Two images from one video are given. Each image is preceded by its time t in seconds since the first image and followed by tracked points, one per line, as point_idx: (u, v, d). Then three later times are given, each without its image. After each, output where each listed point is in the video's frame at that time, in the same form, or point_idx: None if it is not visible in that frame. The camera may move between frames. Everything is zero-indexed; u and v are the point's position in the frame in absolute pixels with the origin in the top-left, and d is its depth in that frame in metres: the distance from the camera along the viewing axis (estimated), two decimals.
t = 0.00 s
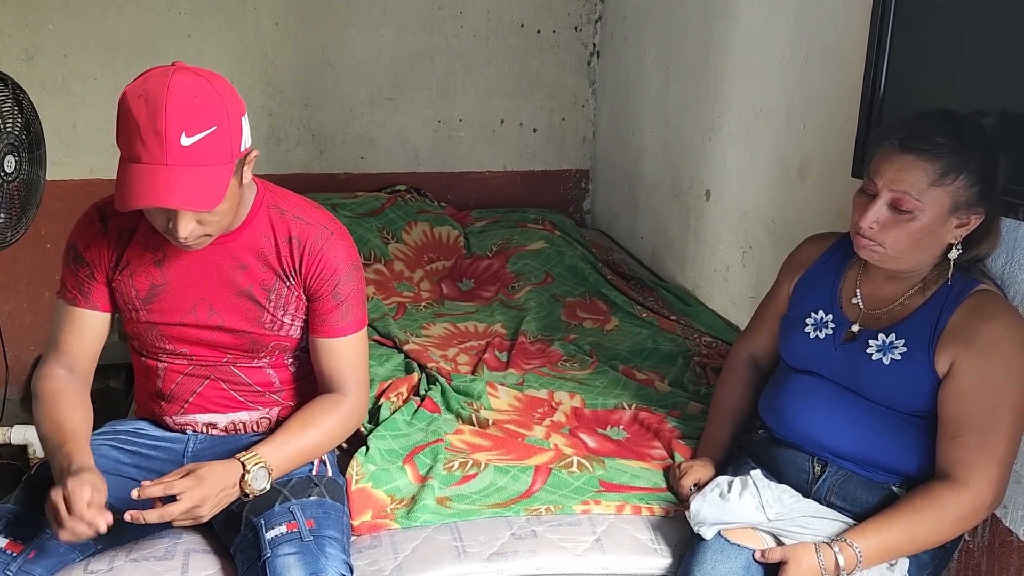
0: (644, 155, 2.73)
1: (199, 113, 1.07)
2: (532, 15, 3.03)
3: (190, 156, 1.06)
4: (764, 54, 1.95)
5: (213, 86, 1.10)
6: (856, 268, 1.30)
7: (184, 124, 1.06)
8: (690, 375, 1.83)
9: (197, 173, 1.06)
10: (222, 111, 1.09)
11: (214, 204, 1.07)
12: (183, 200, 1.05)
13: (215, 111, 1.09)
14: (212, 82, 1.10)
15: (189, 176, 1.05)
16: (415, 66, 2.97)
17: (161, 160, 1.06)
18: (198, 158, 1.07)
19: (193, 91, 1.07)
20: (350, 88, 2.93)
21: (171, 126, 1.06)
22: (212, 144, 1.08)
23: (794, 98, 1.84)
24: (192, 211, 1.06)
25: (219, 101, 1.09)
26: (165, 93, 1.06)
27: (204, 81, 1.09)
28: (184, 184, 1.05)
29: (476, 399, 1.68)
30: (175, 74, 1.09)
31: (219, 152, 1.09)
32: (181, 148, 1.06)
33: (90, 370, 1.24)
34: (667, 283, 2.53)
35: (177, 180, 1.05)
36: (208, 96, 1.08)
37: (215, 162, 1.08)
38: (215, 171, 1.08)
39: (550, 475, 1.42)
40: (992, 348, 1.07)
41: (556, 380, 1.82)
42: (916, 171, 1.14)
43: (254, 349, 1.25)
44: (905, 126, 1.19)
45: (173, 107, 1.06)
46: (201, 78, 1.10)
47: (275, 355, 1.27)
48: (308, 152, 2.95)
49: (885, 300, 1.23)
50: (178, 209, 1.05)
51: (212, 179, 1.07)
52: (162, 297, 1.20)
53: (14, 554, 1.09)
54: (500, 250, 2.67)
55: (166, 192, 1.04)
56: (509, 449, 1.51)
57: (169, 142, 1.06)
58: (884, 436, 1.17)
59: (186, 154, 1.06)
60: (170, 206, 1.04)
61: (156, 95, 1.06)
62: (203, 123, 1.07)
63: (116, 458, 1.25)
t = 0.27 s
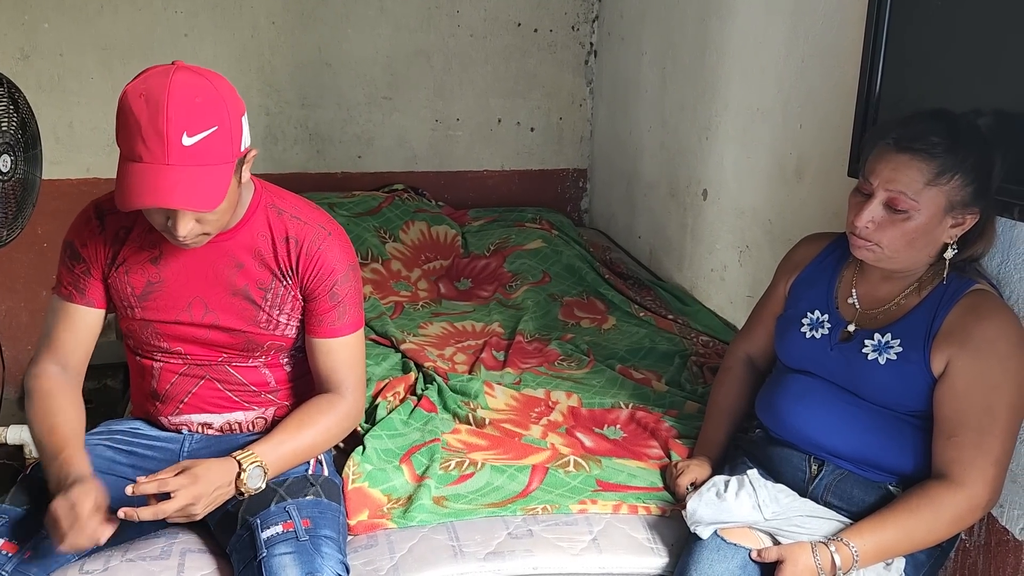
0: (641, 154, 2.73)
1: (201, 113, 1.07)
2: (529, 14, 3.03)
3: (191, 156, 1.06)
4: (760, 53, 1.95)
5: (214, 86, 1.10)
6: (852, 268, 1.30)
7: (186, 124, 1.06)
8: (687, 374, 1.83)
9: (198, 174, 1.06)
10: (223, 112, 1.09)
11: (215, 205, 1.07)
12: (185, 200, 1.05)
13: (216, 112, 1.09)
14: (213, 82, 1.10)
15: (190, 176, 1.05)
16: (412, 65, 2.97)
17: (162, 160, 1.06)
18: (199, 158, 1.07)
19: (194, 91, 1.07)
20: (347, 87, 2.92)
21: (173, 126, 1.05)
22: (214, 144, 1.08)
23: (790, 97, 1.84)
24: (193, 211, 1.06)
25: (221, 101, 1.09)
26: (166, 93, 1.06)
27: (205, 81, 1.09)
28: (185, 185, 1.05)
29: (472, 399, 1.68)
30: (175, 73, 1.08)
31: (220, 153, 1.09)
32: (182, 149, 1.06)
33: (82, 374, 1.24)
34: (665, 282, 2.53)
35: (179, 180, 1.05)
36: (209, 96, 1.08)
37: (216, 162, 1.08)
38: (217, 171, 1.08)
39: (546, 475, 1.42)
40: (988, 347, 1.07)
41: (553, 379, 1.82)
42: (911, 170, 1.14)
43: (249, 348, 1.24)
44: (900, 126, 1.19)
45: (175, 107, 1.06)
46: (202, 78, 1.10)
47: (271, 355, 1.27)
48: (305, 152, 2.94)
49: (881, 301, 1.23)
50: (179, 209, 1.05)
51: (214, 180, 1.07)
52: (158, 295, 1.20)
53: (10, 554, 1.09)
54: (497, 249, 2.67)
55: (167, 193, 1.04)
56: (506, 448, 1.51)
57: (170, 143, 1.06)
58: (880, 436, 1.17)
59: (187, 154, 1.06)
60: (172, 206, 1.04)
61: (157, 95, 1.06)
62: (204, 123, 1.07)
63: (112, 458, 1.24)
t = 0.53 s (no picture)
0: (639, 153, 2.73)
1: (197, 120, 1.07)
2: (526, 13, 3.03)
3: (186, 163, 1.06)
4: (758, 53, 1.96)
5: (210, 91, 1.09)
6: (850, 267, 1.31)
7: (180, 130, 1.06)
8: (686, 373, 1.84)
9: (192, 182, 1.06)
10: (219, 119, 1.09)
11: (208, 212, 1.07)
12: (178, 209, 1.05)
13: (213, 119, 1.08)
14: (210, 88, 1.10)
15: (184, 184, 1.05)
16: (410, 65, 2.97)
17: (156, 167, 1.06)
18: (193, 165, 1.06)
19: (191, 97, 1.07)
20: (345, 87, 2.92)
21: (167, 134, 1.05)
22: (209, 152, 1.08)
23: (788, 97, 1.84)
24: (186, 219, 1.06)
25: (218, 108, 1.09)
26: (161, 99, 1.06)
27: (202, 87, 1.09)
28: (179, 193, 1.05)
29: (471, 398, 1.68)
30: (172, 78, 1.08)
31: (216, 160, 1.08)
32: (176, 155, 1.06)
33: (85, 367, 1.24)
34: (663, 281, 2.53)
35: (172, 188, 1.05)
36: (205, 102, 1.08)
37: (210, 170, 1.08)
38: (211, 178, 1.07)
39: (546, 474, 1.43)
40: (987, 346, 1.08)
41: (552, 379, 1.82)
42: (910, 170, 1.14)
43: (247, 349, 1.24)
44: (899, 126, 1.20)
45: (170, 113, 1.05)
46: (199, 83, 1.09)
47: (269, 356, 1.27)
48: (303, 151, 2.94)
49: (879, 300, 1.23)
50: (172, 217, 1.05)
51: (207, 188, 1.07)
52: (156, 295, 1.20)
53: (12, 553, 1.07)
54: (495, 249, 2.67)
55: (159, 201, 1.04)
56: (505, 447, 1.51)
57: (165, 150, 1.05)
58: (879, 434, 1.18)
59: (180, 161, 1.06)
60: (165, 214, 1.04)
61: (152, 101, 1.06)
62: (199, 130, 1.07)
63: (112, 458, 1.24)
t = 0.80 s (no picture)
0: (637, 153, 2.73)
1: (195, 127, 1.07)
2: (524, 13, 3.03)
3: (184, 171, 1.06)
4: (756, 53, 1.96)
5: (210, 100, 1.09)
6: (849, 265, 1.31)
7: (179, 138, 1.05)
8: (684, 373, 1.84)
9: (191, 189, 1.06)
10: (219, 126, 1.09)
11: (206, 221, 1.07)
12: (176, 217, 1.05)
13: (212, 126, 1.08)
14: (210, 95, 1.10)
15: (183, 193, 1.05)
16: (408, 64, 2.97)
17: (156, 175, 1.05)
18: (192, 173, 1.06)
19: (190, 105, 1.07)
20: (342, 86, 2.92)
21: (166, 142, 1.05)
22: (208, 159, 1.08)
23: (786, 97, 1.85)
24: (184, 228, 1.06)
25: (217, 114, 1.09)
26: (161, 106, 1.05)
27: (202, 94, 1.09)
28: (177, 201, 1.05)
29: (470, 397, 1.69)
30: (173, 85, 1.08)
31: (215, 167, 1.08)
32: (175, 164, 1.05)
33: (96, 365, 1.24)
34: (660, 281, 2.54)
35: (171, 198, 1.05)
36: (205, 111, 1.08)
37: (210, 177, 1.08)
38: (209, 187, 1.07)
39: (546, 473, 1.43)
40: (985, 345, 1.08)
41: (550, 378, 1.82)
42: (910, 170, 1.15)
43: (246, 350, 1.24)
44: (898, 126, 1.20)
45: (169, 122, 1.05)
46: (199, 91, 1.09)
47: (268, 357, 1.26)
48: (301, 151, 2.94)
49: (879, 298, 1.24)
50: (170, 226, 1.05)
51: (208, 194, 1.07)
52: (155, 296, 1.20)
53: (12, 553, 1.07)
54: (493, 248, 2.67)
55: (160, 208, 1.04)
56: (504, 447, 1.51)
57: (164, 158, 1.05)
58: (878, 433, 1.18)
59: (178, 169, 1.06)
60: (163, 222, 1.04)
61: (152, 109, 1.06)
62: (198, 138, 1.07)
63: (112, 458, 1.24)
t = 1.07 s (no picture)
0: (635, 153, 2.74)
1: (195, 120, 1.07)
2: (522, 12, 3.03)
3: (182, 163, 1.06)
4: (753, 53, 1.96)
5: (210, 94, 1.09)
6: (847, 265, 1.31)
7: (179, 130, 1.05)
8: (681, 372, 1.84)
9: (189, 182, 1.06)
10: (218, 120, 1.09)
11: (204, 214, 1.07)
12: (174, 208, 1.04)
13: (211, 120, 1.08)
14: (209, 90, 1.10)
15: (181, 184, 1.05)
16: (405, 64, 2.97)
17: (153, 167, 1.05)
18: (191, 166, 1.06)
19: (189, 98, 1.07)
20: (340, 86, 2.92)
21: (165, 133, 1.05)
22: (206, 152, 1.07)
23: (783, 97, 1.85)
24: (183, 220, 1.06)
25: (216, 109, 1.09)
26: (161, 99, 1.05)
27: (202, 89, 1.09)
28: (175, 193, 1.04)
29: (468, 397, 1.69)
30: (172, 80, 1.08)
31: (213, 162, 1.08)
32: (174, 155, 1.05)
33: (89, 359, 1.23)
34: (658, 280, 2.54)
35: (169, 188, 1.04)
36: (204, 104, 1.08)
37: (208, 171, 1.07)
38: (207, 180, 1.07)
39: (543, 472, 1.43)
40: (982, 344, 1.08)
41: (547, 378, 1.82)
42: (906, 170, 1.15)
43: (243, 352, 1.24)
44: (894, 126, 1.20)
45: (169, 114, 1.05)
46: (199, 86, 1.09)
47: (266, 359, 1.26)
48: (298, 150, 2.94)
49: (876, 298, 1.24)
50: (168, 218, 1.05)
51: (205, 189, 1.07)
52: (153, 296, 1.20)
53: (9, 553, 1.07)
54: (491, 248, 2.67)
55: (156, 200, 1.04)
56: (502, 446, 1.51)
57: (162, 150, 1.05)
58: (875, 433, 1.19)
59: (177, 162, 1.05)
60: (161, 213, 1.04)
61: (152, 101, 1.06)
62: (198, 131, 1.07)
63: (110, 458, 1.24)
